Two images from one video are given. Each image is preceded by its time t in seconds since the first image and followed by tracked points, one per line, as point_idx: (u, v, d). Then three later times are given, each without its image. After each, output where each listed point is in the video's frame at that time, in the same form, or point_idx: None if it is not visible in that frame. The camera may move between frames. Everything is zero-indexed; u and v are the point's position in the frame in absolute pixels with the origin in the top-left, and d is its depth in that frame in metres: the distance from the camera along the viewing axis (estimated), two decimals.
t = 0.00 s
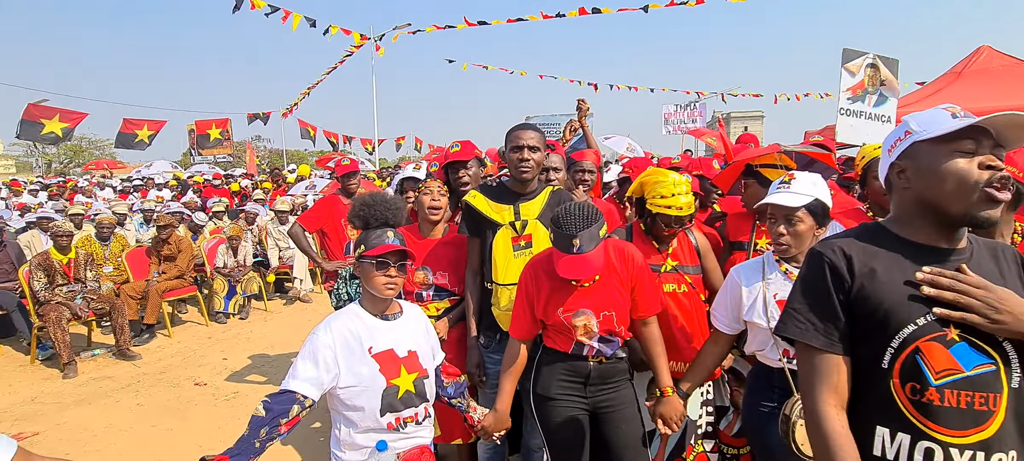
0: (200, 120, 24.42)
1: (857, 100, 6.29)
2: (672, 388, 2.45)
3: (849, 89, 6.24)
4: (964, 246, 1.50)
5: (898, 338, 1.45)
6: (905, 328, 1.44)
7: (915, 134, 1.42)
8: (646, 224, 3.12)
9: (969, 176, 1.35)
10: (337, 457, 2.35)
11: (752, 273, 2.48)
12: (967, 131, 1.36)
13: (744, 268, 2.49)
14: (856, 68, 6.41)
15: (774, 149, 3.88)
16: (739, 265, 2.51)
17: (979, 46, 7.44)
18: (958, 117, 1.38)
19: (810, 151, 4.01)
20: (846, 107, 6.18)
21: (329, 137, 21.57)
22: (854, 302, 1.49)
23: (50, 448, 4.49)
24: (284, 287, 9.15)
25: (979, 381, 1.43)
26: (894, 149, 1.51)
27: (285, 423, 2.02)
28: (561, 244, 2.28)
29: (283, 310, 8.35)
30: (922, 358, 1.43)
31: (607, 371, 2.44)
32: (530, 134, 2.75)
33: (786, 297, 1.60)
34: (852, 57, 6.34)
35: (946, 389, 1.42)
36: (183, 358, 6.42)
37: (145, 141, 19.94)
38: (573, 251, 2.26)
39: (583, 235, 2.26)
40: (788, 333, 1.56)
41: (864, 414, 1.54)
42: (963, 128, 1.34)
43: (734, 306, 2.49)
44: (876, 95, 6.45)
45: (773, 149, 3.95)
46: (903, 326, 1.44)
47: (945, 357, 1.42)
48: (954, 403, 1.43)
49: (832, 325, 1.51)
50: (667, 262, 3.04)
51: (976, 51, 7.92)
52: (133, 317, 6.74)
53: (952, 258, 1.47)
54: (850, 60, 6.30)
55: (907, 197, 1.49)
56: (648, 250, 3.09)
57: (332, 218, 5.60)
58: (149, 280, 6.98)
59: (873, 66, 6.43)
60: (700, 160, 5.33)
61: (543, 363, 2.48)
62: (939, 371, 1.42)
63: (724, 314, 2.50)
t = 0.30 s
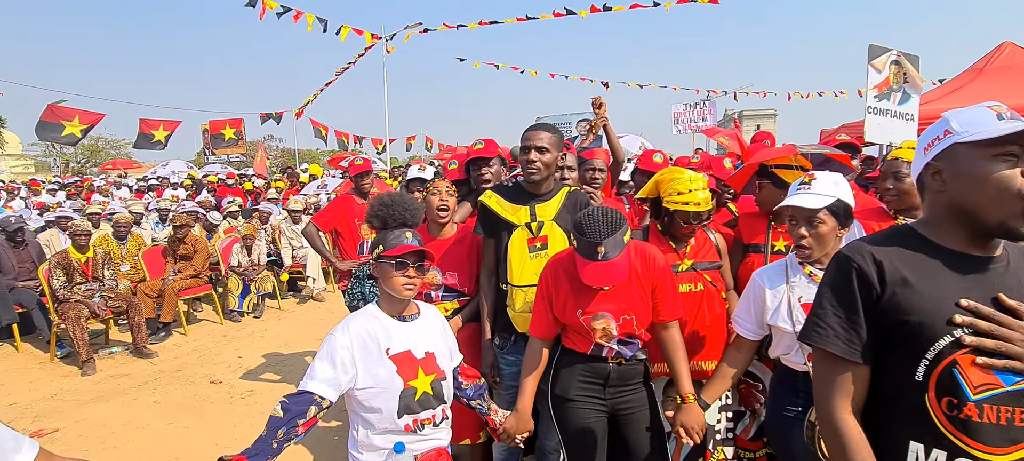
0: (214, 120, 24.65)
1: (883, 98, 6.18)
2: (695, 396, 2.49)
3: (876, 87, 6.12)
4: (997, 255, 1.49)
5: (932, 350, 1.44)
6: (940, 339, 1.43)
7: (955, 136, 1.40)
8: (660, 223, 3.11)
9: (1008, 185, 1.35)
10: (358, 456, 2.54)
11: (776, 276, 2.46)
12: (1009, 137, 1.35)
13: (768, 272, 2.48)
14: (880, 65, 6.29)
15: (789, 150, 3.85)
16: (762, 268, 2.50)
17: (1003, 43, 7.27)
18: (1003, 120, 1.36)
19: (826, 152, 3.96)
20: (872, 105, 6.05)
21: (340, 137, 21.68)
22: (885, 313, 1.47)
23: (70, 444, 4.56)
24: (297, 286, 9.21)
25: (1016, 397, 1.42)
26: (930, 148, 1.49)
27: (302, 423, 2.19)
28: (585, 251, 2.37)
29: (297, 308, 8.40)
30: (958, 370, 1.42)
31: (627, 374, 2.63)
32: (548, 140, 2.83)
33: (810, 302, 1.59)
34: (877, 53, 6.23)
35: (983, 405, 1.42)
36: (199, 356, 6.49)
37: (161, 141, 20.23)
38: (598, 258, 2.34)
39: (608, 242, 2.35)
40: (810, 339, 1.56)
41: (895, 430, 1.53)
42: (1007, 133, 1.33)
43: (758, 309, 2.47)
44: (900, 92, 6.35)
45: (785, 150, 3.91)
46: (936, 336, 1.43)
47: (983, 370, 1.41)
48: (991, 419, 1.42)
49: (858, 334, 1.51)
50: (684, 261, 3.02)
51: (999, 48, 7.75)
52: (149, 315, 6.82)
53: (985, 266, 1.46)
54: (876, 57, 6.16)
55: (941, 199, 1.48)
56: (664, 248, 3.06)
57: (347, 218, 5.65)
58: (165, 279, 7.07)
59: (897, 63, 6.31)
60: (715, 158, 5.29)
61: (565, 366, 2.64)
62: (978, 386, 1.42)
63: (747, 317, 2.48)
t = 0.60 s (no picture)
0: (228, 120, 24.84)
1: (901, 96, 6.07)
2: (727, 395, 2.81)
3: (893, 85, 6.00)
4: None
5: (977, 354, 1.57)
6: (985, 343, 1.56)
7: (1008, 132, 1.51)
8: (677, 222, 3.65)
9: None
10: (376, 451, 3.13)
11: (808, 273, 2.66)
12: None
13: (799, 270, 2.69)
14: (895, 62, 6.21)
15: (801, 148, 3.87)
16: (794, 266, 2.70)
17: None
18: None
19: (839, 149, 3.94)
20: (891, 104, 5.96)
21: (352, 136, 21.74)
22: (928, 317, 1.62)
23: (91, 438, 4.64)
24: (311, 283, 9.26)
25: None
26: (978, 141, 1.60)
27: (320, 421, 2.69)
28: (611, 254, 2.84)
29: (310, 306, 8.46)
30: (1003, 374, 1.55)
31: (645, 372, 3.17)
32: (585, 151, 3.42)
33: (849, 301, 1.75)
34: (892, 50, 6.16)
35: None
36: (216, 353, 6.56)
37: (177, 140, 20.46)
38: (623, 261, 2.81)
39: (631, 247, 2.81)
40: (846, 337, 1.73)
41: (935, 430, 1.69)
42: None
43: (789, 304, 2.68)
44: (913, 89, 6.24)
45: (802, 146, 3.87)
46: (982, 340, 1.56)
47: None
48: None
49: (895, 335, 1.67)
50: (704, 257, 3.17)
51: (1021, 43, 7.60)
52: (167, 311, 6.90)
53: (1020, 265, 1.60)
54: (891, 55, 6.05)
55: (985, 194, 1.61)
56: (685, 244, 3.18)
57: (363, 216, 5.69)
58: (182, 276, 7.15)
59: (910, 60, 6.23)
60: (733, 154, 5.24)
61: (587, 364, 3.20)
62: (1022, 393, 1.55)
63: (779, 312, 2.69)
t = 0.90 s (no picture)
0: (232, 117, 24.88)
1: (899, 96, 6.05)
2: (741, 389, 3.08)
3: (891, 85, 5.96)
4: None
5: (974, 352, 1.58)
6: (984, 341, 1.57)
7: (1001, 132, 1.53)
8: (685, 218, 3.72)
9: None
10: (381, 448, 3.12)
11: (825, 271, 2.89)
12: None
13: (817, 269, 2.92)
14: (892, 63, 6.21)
15: (813, 147, 3.78)
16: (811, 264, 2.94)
17: None
18: None
19: (849, 148, 3.88)
20: (891, 104, 5.91)
21: (354, 134, 21.74)
22: (927, 315, 1.62)
23: (94, 435, 4.65)
24: (313, 281, 9.26)
25: None
26: (976, 141, 1.61)
27: (326, 420, 2.68)
28: (623, 242, 2.82)
29: (313, 303, 8.46)
30: (1003, 372, 1.56)
31: (650, 372, 3.18)
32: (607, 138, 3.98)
33: (848, 297, 1.74)
34: (888, 50, 6.14)
35: None
36: (218, 350, 6.56)
37: (183, 138, 20.56)
38: (635, 249, 2.79)
39: (643, 235, 2.81)
40: (845, 336, 1.73)
41: (935, 429, 1.69)
42: None
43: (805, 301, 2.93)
44: (910, 89, 6.21)
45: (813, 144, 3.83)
46: (980, 337, 1.57)
47: None
48: None
49: (894, 331, 1.67)
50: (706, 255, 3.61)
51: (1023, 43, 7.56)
52: (169, 308, 6.91)
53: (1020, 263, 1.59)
54: (888, 55, 6.03)
55: (982, 193, 1.62)
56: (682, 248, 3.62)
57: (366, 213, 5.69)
58: (185, 273, 7.17)
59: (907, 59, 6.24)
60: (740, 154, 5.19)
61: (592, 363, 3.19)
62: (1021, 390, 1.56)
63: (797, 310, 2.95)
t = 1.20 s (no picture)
0: (236, 116, 24.94)
1: (895, 94, 6.01)
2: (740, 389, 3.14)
3: (885, 83, 5.96)
4: None
5: (958, 346, 1.63)
6: (966, 335, 1.61)
7: (986, 130, 1.55)
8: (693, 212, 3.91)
9: None
10: (383, 446, 3.12)
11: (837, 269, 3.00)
12: None
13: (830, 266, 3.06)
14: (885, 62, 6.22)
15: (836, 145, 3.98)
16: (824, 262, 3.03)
17: None
18: None
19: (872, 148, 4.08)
20: (886, 102, 5.90)
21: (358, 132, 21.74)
22: (911, 310, 1.68)
23: (98, 432, 4.67)
24: (316, 279, 9.29)
25: None
26: (965, 138, 1.64)
27: (328, 416, 2.69)
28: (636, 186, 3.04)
29: (317, 302, 8.49)
30: (985, 365, 1.60)
31: (652, 373, 3.22)
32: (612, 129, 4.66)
33: (839, 294, 1.83)
34: (883, 50, 6.15)
35: (1012, 401, 1.58)
36: (222, 348, 6.59)
37: (188, 138, 20.61)
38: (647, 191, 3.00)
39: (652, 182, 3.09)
40: (834, 331, 1.81)
41: (927, 423, 1.72)
42: None
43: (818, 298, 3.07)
44: (907, 88, 6.18)
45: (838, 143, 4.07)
46: (962, 331, 1.61)
47: (1012, 367, 1.57)
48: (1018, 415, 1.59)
49: (879, 326, 1.73)
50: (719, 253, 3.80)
51: None
52: (173, 306, 6.93)
53: (1009, 261, 1.62)
54: (883, 54, 6.04)
55: (971, 191, 1.65)
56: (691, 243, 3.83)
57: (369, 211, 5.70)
58: (189, 271, 7.20)
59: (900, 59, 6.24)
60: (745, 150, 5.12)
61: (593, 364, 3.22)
62: (1006, 382, 1.58)
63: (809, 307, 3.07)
